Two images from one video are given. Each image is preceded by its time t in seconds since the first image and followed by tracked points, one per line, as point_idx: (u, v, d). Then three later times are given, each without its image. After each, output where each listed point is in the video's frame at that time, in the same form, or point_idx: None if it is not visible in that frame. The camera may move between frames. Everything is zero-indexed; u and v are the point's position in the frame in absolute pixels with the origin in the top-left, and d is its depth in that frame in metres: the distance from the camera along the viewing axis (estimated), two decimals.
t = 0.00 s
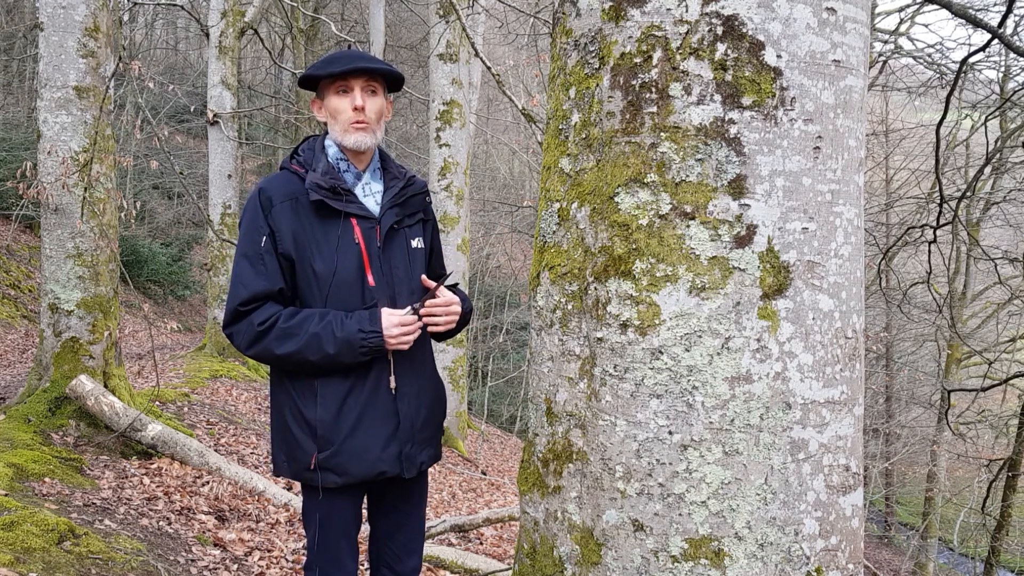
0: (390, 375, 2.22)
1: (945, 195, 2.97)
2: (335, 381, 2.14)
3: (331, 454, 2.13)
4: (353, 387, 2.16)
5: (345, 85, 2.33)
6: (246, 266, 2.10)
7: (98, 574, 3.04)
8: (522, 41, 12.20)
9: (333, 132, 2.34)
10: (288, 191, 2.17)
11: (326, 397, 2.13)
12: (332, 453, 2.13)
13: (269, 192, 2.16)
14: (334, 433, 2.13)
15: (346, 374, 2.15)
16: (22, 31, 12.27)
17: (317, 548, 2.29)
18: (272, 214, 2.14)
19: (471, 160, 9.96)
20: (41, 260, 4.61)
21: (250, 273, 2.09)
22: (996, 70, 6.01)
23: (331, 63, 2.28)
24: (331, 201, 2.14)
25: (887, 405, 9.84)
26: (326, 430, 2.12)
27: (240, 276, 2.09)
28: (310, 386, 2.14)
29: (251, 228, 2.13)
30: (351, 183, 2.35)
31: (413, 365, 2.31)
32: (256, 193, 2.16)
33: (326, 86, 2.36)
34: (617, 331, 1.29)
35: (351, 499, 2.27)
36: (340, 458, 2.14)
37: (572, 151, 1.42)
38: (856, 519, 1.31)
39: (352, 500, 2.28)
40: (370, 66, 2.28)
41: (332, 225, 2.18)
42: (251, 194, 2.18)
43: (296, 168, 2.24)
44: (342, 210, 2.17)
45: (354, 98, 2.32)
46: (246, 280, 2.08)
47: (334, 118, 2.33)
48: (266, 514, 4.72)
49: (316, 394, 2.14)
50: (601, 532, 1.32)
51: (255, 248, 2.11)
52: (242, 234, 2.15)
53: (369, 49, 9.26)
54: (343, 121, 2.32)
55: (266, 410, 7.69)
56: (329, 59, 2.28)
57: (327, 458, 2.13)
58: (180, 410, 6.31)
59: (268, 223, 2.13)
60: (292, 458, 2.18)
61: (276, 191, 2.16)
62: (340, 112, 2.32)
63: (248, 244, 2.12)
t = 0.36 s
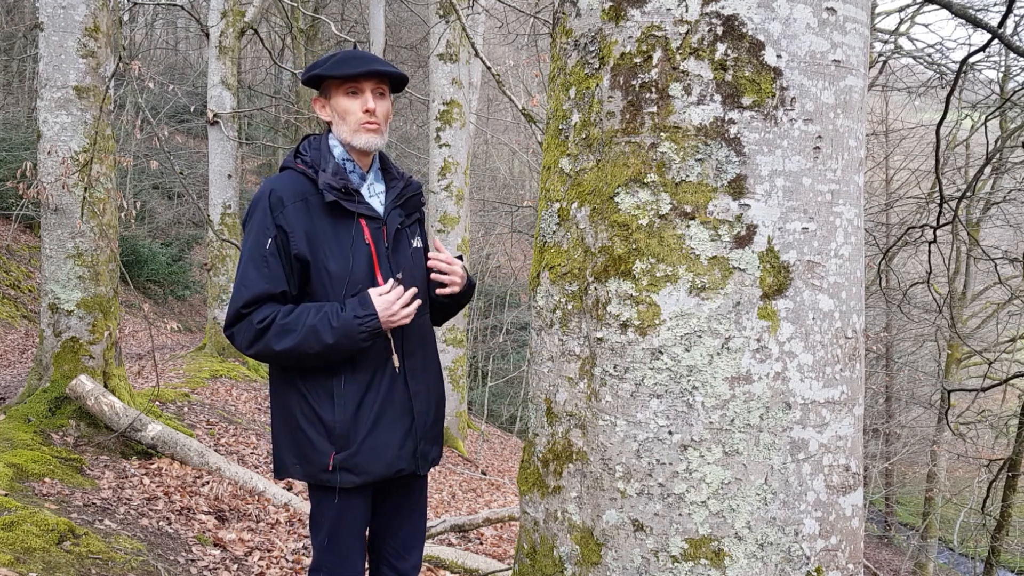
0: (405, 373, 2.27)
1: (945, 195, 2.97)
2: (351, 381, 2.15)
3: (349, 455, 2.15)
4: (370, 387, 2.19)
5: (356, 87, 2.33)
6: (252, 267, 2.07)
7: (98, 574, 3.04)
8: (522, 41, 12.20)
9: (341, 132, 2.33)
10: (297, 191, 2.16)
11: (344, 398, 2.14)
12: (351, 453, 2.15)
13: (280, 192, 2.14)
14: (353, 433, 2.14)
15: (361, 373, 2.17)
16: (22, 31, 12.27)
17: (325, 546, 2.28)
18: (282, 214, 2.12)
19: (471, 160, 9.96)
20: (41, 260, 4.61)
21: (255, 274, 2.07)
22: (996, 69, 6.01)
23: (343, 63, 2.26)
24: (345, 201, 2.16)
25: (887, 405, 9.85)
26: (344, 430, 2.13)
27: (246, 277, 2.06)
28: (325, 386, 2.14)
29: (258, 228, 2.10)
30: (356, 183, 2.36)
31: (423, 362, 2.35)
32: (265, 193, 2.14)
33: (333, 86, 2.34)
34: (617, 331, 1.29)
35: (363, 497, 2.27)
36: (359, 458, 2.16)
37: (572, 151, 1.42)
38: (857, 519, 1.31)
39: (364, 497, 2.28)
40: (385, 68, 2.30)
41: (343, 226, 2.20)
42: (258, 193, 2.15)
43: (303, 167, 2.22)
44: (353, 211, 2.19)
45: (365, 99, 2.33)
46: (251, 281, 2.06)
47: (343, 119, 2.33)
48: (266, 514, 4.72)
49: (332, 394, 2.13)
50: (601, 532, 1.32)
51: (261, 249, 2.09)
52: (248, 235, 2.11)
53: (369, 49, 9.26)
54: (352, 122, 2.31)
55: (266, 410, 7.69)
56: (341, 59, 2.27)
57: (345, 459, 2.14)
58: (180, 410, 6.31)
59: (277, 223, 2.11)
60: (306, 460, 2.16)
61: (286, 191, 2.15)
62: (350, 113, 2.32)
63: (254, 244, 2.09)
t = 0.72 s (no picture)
0: (410, 372, 2.30)
1: (945, 196, 2.97)
2: (359, 383, 2.15)
3: (358, 455, 2.16)
4: (377, 387, 2.20)
5: (356, 86, 2.34)
6: (263, 269, 2.04)
7: (98, 574, 3.04)
8: (522, 41, 12.20)
9: (341, 132, 2.33)
10: (301, 191, 2.16)
11: (353, 399, 2.14)
12: (360, 453, 2.16)
13: (284, 193, 2.13)
14: (362, 433, 2.16)
15: (369, 375, 2.18)
16: (22, 31, 12.27)
17: (328, 547, 2.27)
18: (289, 215, 2.11)
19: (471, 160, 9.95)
20: (41, 260, 4.61)
21: (266, 276, 2.04)
22: (996, 69, 6.01)
23: (344, 63, 2.27)
24: (350, 201, 2.17)
25: (887, 405, 9.85)
26: (353, 432, 2.14)
27: (257, 279, 2.03)
28: (333, 388, 2.13)
29: (265, 229, 2.08)
30: (357, 183, 2.36)
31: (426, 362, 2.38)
32: (269, 193, 2.12)
33: (332, 86, 2.34)
34: (617, 331, 1.29)
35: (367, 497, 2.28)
36: (368, 458, 2.18)
37: (572, 151, 1.42)
38: (856, 519, 1.31)
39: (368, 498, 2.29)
40: (386, 67, 2.31)
41: (347, 227, 2.21)
42: (261, 193, 2.13)
43: (303, 167, 2.21)
44: (357, 212, 2.21)
45: (366, 99, 2.33)
46: (263, 283, 2.03)
47: (343, 119, 2.32)
48: (266, 514, 4.72)
49: (341, 396, 2.13)
50: (601, 532, 1.32)
51: (272, 250, 2.06)
52: (255, 236, 2.08)
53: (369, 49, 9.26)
54: (353, 121, 2.31)
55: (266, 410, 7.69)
56: (341, 59, 2.27)
57: (354, 460, 2.15)
58: (180, 410, 6.31)
59: (285, 224, 2.10)
60: (313, 461, 2.16)
61: (290, 191, 2.14)
62: (352, 112, 2.32)
63: (263, 246, 2.06)
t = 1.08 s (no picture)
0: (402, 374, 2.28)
1: (945, 196, 2.97)
2: (349, 383, 2.15)
3: (347, 456, 2.15)
4: (367, 389, 2.19)
5: (350, 87, 2.33)
6: (258, 270, 2.05)
7: (98, 574, 3.04)
8: (522, 41, 12.20)
9: (334, 134, 2.33)
10: (292, 193, 2.16)
11: (343, 399, 2.14)
12: (349, 454, 2.15)
13: (274, 194, 2.13)
14: (351, 434, 2.15)
15: (359, 376, 2.17)
16: (22, 31, 12.27)
17: (322, 548, 2.27)
18: (280, 216, 2.11)
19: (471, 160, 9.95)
20: (41, 260, 4.61)
21: (263, 277, 2.05)
22: (996, 69, 6.01)
23: (339, 64, 2.27)
24: (338, 203, 2.16)
25: (887, 404, 9.85)
26: (342, 432, 2.13)
27: (252, 280, 2.04)
28: (323, 388, 2.13)
29: (258, 231, 2.08)
30: (351, 184, 2.37)
31: (417, 364, 2.37)
32: (259, 195, 2.12)
33: (327, 86, 2.33)
34: (617, 331, 1.29)
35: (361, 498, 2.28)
36: (357, 459, 2.17)
37: (572, 151, 1.42)
38: (856, 519, 1.31)
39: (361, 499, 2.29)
40: (382, 70, 2.30)
41: (338, 228, 2.21)
42: (252, 195, 2.13)
43: (295, 169, 2.22)
44: (348, 213, 2.20)
45: (360, 101, 2.32)
46: (260, 284, 2.04)
47: (337, 120, 2.32)
48: (266, 514, 4.72)
49: (330, 396, 2.13)
50: (602, 532, 1.32)
51: (267, 252, 2.07)
52: (248, 238, 2.09)
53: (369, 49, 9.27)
54: (346, 123, 2.31)
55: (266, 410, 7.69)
56: (337, 59, 2.27)
57: (343, 460, 2.14)
58: (180, 410, 6.31)
59: (277, 227, 2.10)
60: (303, 461, 2.16)
61: (281, 193, 2.14)
62: (345, 114, 2.31)
63: (258, 248, 2.07)
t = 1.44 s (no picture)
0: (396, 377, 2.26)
1: (944, 196, 2.97)
2: (340, 385, 2.15)
3: (339, 458, 2.14)
4: (359, 391, 2.18)
5: (342, 90, 2.32)
6: (249, 272, 2.07)
7: (97, 574, 3.04)
8: (522, 41, 12.20)
9: (327, 136, 2.34)
10: (283, 195, 2.16)
11: (334, 401, 2.13)
12: (341, 456, 2.14)
13: (264, 197, 2.13)
14: (343, 435, 2.14)
15: (352, 378, 2.16)
16: (22, 31, 12.27)
17: (317, 547, 2.28)
18: (269, 219, 2.11)
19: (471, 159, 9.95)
20: (41, 260, 4.61)
21: (253, 280, 2.07)
22: (996, 69, 6.01)
23: (329, 67, 2.25)
24: (328, 205, 2.15)
25: (887, 404, 9.85)
26: (334, 433, 2.13)
27: (244, 282, 2.06)
28: (315, 390, 2.14)
29: (249, 233, 2.09)
30: (344, 184, 2.37)
31: (410, 366, 2.35)
32: (249, 198, 2.12)
33: (319, 88, 2.33)
34: (617, 331, 1.29)
35: (356, 499, 2.29)
36: (349, 461, 2.16)
37: (572, 151, 1.42)
38: (856, 519, 1.31)
39: (356, 501, 2.29)
40: (373, 72, 2.28)
41: (330, 229, 2.20)
42: (243, 197, 2.14)
43: (287, 171, 2.22)
44: (338, 214, 2.19)
45: (352, 103, 2.31)
46: (251, 286, 2.06)
47: (330, 123, 2.32)
48: (266, 514, 4.72)
49: (322, 397, 2.14)
50: (601, 532, 1.32)
51: (258, 255, 2.08)
52: (239, 240, 2.10)
53: (369, 49, 9.26)
54: (338, 126, 2.31)
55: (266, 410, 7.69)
56: (327, 63, 2.25)
57: (334, 461, 2.14)
58: (180, 410, 6.31)
59: (267, 229, 2.10)
60: (296, 461, 2.17)
61: (271, 195, 2.14)
62: (337, 117, 2.31)
63: (249, 250, 2.09)
